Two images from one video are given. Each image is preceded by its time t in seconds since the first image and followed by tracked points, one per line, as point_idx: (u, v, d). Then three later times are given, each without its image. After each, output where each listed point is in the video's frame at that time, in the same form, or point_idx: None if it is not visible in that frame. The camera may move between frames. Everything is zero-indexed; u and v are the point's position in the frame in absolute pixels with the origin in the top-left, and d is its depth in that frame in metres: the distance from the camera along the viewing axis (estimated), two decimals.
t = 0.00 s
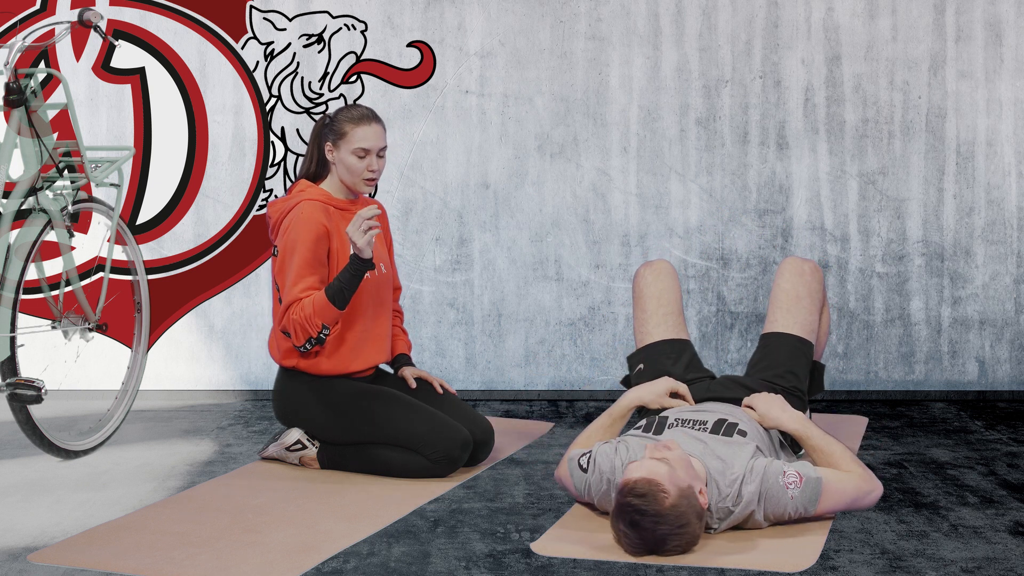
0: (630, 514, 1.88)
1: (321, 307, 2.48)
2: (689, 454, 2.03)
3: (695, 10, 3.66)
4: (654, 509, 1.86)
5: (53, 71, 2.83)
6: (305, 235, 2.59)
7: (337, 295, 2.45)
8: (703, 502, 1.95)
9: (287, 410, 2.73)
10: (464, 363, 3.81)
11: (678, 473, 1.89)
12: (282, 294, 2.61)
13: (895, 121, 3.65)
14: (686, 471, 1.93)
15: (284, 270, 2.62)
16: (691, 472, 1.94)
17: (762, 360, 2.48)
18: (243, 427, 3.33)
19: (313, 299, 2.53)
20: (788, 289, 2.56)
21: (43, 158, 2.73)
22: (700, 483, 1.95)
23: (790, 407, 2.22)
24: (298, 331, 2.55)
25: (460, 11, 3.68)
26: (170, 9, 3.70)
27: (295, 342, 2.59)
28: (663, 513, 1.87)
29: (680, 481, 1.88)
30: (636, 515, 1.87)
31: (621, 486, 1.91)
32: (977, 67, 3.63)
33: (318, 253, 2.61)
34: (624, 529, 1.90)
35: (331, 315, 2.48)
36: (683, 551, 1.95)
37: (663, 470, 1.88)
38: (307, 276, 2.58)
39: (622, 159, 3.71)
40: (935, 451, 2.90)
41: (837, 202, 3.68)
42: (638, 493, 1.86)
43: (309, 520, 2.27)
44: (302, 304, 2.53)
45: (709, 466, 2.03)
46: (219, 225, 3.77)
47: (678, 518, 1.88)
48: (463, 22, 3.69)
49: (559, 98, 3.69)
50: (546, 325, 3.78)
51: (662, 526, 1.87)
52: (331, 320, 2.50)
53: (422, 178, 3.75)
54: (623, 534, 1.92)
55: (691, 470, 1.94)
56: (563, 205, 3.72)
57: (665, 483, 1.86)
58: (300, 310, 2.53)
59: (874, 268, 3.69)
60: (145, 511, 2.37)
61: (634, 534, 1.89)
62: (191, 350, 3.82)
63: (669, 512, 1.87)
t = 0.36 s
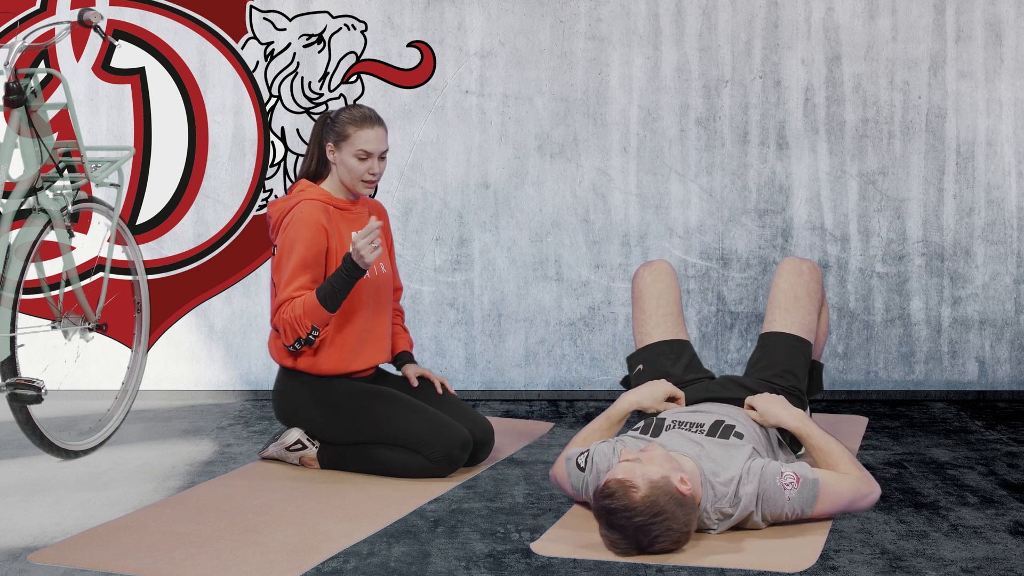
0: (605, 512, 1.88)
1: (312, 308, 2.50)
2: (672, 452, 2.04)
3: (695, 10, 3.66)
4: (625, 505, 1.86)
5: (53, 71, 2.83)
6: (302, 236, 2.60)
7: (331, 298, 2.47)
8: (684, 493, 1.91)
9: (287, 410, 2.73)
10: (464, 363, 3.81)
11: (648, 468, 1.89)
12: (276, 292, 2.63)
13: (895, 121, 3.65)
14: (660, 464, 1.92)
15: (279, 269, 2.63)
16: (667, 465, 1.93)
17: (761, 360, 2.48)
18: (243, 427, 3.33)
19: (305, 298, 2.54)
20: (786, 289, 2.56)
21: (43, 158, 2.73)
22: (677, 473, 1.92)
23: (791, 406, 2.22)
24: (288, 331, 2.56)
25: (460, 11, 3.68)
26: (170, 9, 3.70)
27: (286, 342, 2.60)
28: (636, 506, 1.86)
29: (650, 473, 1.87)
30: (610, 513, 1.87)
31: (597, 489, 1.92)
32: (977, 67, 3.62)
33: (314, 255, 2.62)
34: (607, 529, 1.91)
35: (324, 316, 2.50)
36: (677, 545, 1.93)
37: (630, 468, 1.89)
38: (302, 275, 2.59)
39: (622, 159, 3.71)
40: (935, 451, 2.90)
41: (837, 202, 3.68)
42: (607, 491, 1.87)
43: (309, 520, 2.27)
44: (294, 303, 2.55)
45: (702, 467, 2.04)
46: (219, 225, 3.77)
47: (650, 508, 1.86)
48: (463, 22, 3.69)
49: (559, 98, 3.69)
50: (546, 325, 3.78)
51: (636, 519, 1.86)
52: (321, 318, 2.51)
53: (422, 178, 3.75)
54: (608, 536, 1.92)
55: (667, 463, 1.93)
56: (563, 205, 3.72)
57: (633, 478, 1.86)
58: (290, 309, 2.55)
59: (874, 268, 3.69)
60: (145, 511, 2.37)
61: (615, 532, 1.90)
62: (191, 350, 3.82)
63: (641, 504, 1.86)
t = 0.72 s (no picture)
0: (604, 512, 1.88)
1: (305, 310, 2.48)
2: (671, 453, 2.04)
3: (695, 10, 3.66)
4: (625, 505, 1.86)
5: (53, 71, 2.83)
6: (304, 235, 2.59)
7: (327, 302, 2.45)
8: (685, 492, 1.91)
9: (287, 410, 2.73)
10: (464, 363, 3.81)
11: (648, 468, 1.89)
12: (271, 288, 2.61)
13: (895, 121, 3.65)
14: (660, 464, 1.92)
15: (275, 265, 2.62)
16: (667, 465, 1.93)
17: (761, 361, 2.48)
18: (243, 427, 3.33)
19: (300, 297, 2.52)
20: (787, 289, 2.56)
21: (43, 158, 2.73)
22: (678, 473, 1.93)
23: (799, 394, 2.26)
24: (275, 328, 2.55)
25: (460, 11, 3.68)
26: (170, 9, 3.70)
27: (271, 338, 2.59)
28: (636, 506, 1.86)
29: (649, 473, 1.88)
30: (610, 514, 1.87)
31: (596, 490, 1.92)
32: (977, 67, 3.62)
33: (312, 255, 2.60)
34: (607, 530, 1.91)
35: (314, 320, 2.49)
36: (677, 545, 1.93)
37: (629, 468, 1.89)
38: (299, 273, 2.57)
39: (622, 159, 3.71)
40: (935, 451, 2.90)
41: (837, 202, 3.68)
42: (607, 492, 1.87)
43: (308, 520, 2.27)
44: (288, 301, 2.52)
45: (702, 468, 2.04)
46: (219, 225, 3.77)
47: (650, 508, 1.86)
48: (463, 22, 3.69)
49: (559, 98, 3.69)
50: (546, 325, 3.78)
51: (636, 518, 1.86)
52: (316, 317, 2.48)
53: (421, 178, 3.75)
54: (608, 536, 1.92)
55: (666, 463, 1.94)
56: (563, 205, 3.72)
57: (633, 479, 1.86)
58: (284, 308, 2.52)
59: (874, 268, 3.69)
60: (145, 511, 2.37)
61: (615, 533, 1.90)
62: (191, 349, 3.82)
63: (641, 505, 1.86)
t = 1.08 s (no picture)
0: (605, 513, 1.88)
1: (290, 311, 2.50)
2: (671, 452, 2.04)
3: (695, 10, 3.66)
4: (626, 505, 1.86)
5: (53, 71, 2.83)
6: (295, 236, 2.60)
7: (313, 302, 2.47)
8: (685, 492, 1.91)
9: (287, 410, 2.72)
10: (464, 363, 3.81)
11: (648, 468, 1.89)
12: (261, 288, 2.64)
13: (895, 121, 3.65)
14: (660, 464, 1.92)
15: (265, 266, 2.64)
16: (667, 465, 1.93)
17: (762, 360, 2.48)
18: (243, 427, 3.33)
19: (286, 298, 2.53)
20: (789, 289, 2.56)
21: (43, 158, 2.73)
22: (679, 473, 1.92)
23: (788, 400, 2.25)
24: (262, 329, 2.56)
25: (460, 11, 3.68)
26: (170, 9, 3.70)
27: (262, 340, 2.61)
28: (636, 506, 1.86)
29: (650, 473, 1.87)
30: (611, 514, 1.87)
31: (596, 490, 1.92)
32: (977, 67, 3.62)
33: (302, 255, 2.61)
34: (607, 530, 1.91)
35: (299, 321, 2.51)
36: (677, 545, 1.93)
37: (629, 467, 1.89)
38: (287, 274, 2.59)
39: (622, 159, 3.70)
40: (935, 451, 2.90)
41: (837, 202, 3.68)
42: (608, 492, 1.87)
43: (309, 520, 2.26)
44: (274, 303, 2.54)
45: (703, 468, 2.04)
46: (219, 226, 3.77)
47: (651, 508, 1.86)
48: (463, 22, 3.69)
49: (559, 98, 3.69)
50: (546, 325, 3.78)
51: (636, 518, 1.86)
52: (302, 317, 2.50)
53: (421, 178, 3.75)
54: (609, 536, 1.92)
55: (667, 463, 1.93)
56: (563, 205, 3.72)
57: (633, 479, 1.86)
58: (270, 309, 2.54)
59: (874, 268, 3.69)
60: (145, 511, 2.37)
61: (616, 533, 1.89)
62: (191, 349, 3.82)
63: (642, 505, 1.86)
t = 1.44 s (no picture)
0: (605, 513, 1.88)
1: (298, 314, 2.50)
2: (672, 452, 2.03)
3: (695, 10, 3.66)
4: (626, 506, 1.86)
5: (53, 71, 2.83)
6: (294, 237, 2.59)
7: (320, 304, 2.48)
8: (685, 493, 1.91)
9: (287, 410, 2.72)
10: (464, 363, 3.81)
11: (649, 468, 1.89)
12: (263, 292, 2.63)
13: (895, 121, 3.65)
14: (660, 464, 1.92)
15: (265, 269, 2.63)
16: (668, 466, 1.93)
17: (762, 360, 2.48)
18: (243, 426, 3.33)
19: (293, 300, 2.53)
20: (787, 289, 2.55)
21: (43, 158, 2.73)
22: (679, 474, 1.92)
23: (790, 403, 2.20)
24: (270, 333, 2.57)
25: (460, 11, 3.68)
26: (170, 9, 3.70)
27: (269, 343, 2.61)
28: (636, 507, 1.86)
29: (650, 473, 1.87)
30: (611, 516, 1.87)
31: (597, 490, 1.93)
32: (977, 67, 3.62)
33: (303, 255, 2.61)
34: (607, 530, 1.91)
35: (308, 323, 2.51)
36: (677, 545, 1.93)
37: (630, 468, 1.89)
38: (289, 276, 2.59)
39: (622, 159, 3.71)
40: (935, 451, 2.90)
41: (837, 202, 3.68)
42: (608, 493, 1.87)
43: (309, 520, 2.26)
44: (280, 307, 2.54)
45: (703, 468, 2.03)
46: (219, 225, 3.77)
47: (650, 508, 1.86)
48: (463, 22, 3.69)
49: (559, 98, 3.69)
50: (546, 325, 3.78)
51: (636, 518, 1.86)
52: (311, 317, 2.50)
53: (421, 178, 3.75)
54: (608, 536, 1.92)
55: (667, 463, 1.93)
56: (563, 205, 3.72)
57: (633, 479, 1.86)
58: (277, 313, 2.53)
59: (874, 268, 3.69)
60: (145, 511, 2.37)
61: (615, 533, 1.89)
62: (191, 349, 3.82)
63: (642, 505, 1.86)
